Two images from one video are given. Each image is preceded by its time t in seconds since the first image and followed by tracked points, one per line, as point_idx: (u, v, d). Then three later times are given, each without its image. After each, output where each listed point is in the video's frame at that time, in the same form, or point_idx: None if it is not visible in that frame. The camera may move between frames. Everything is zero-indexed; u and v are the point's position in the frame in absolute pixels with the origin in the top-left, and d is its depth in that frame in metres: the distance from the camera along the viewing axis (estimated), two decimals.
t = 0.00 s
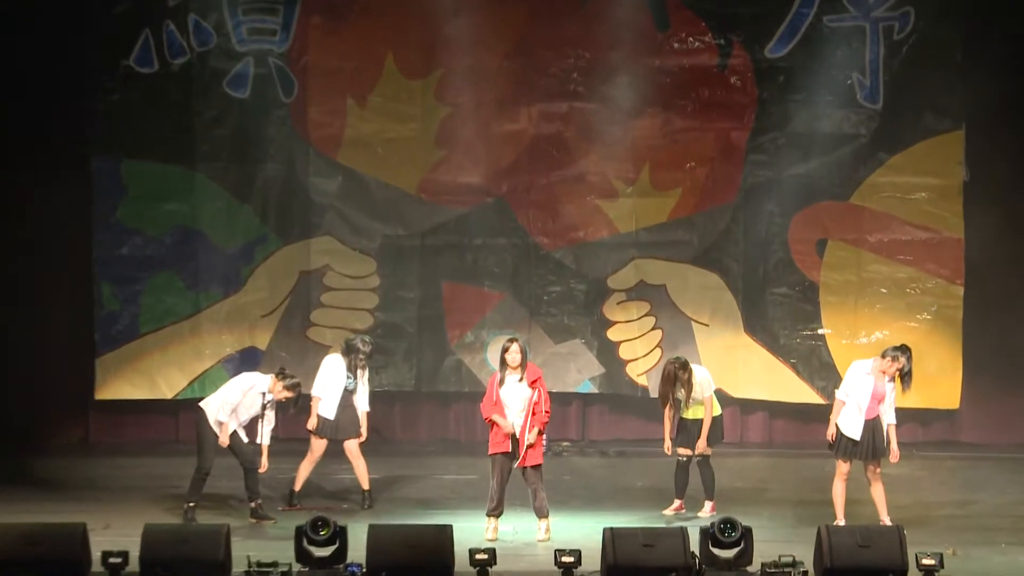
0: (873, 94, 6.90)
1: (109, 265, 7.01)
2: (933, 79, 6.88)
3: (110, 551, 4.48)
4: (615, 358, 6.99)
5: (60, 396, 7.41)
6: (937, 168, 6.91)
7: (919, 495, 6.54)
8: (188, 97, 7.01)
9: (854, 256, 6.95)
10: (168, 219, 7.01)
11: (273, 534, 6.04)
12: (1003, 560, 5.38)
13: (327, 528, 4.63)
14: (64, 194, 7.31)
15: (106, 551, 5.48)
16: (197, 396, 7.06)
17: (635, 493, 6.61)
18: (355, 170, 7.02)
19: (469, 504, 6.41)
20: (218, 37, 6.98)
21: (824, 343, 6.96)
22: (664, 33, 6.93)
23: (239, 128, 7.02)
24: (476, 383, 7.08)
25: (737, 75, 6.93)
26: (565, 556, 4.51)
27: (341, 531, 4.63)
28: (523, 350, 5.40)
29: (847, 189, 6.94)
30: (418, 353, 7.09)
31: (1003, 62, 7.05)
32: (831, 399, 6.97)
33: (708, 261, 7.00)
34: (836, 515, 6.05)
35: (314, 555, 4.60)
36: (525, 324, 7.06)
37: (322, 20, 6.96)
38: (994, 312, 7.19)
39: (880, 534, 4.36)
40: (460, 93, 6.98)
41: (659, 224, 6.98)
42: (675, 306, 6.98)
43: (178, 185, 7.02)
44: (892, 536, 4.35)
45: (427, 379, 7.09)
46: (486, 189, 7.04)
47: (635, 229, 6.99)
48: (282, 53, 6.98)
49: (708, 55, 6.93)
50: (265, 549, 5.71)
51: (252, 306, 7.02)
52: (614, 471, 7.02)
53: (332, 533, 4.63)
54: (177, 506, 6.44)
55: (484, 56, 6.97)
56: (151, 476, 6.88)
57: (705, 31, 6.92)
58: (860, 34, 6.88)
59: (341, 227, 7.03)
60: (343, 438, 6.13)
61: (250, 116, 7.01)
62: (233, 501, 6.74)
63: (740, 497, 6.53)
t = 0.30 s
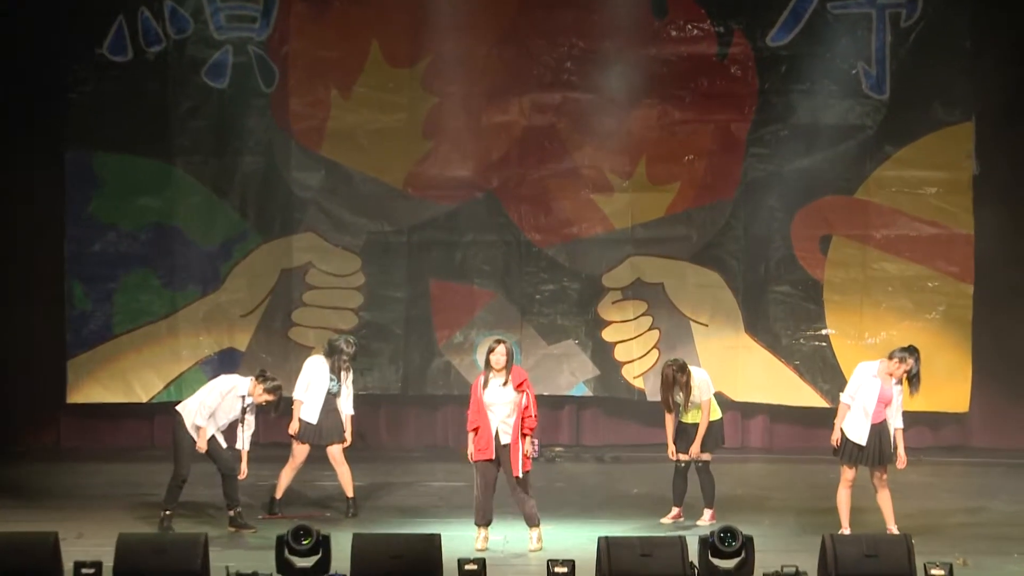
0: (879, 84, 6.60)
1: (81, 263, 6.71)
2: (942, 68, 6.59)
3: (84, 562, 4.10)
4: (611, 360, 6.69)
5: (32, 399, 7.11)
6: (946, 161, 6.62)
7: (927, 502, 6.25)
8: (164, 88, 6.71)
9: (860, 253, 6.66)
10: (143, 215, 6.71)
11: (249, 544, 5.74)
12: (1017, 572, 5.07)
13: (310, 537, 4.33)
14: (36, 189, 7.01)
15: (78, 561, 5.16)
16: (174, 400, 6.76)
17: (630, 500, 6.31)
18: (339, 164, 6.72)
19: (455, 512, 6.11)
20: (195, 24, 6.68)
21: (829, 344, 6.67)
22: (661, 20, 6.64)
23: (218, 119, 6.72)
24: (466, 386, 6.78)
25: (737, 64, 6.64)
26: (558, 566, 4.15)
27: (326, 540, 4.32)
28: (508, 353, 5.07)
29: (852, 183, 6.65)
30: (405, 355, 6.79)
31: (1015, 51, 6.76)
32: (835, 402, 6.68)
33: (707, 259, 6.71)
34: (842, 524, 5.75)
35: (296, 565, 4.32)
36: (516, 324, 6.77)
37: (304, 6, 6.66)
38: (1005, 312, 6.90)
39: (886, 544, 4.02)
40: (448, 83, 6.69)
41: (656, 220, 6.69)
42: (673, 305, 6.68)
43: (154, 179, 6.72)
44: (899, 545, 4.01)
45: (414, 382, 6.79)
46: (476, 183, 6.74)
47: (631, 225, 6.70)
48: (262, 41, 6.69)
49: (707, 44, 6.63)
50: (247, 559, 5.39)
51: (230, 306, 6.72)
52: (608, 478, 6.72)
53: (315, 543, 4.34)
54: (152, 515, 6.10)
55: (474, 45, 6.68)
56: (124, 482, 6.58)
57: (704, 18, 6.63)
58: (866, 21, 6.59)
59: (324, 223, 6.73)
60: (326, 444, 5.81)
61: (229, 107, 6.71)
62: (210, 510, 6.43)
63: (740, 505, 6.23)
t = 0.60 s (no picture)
0: (893, 70, 6.28)
1: (53, 259, 6.38)
2: (959, 54, 6.28)
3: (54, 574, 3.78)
4: (611, 360, 6.37)
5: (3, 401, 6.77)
6: (963, 152, 6.31)
7: (942, 510, 5.92)
8: (141, 75, 6.38)
9: (873, 248, 6.34)
10: (119, 208, 6.38)
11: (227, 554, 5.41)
12: None
13: (294, 548, 3.97)
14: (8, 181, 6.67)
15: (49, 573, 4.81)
16: (152, 403, 6.42)
17: (630, 508, 5.98)
18: (325, 155, 6.39)
19: (444, 521, 5.77)
20: (174, 7, 6.36)
21: (840, 343, 6.35)
22: (664, 4, 6.32)
23: (197, 108, 6.39)
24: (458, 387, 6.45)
25: (744, 50, 6.31)
26: None
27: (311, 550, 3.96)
28: (498, 352, 4.73)
29: (864, 175, 6.33)
30: (394, 355, 6.46)
31: None
32: (847, 405, 6.35)
33: (712, 254, 6.38)
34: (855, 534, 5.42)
35: None
36: (512, 322, 6.44)
37: None
38: None
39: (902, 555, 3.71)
40: (440, 70, 6.36)
41: (658, 213, 6.37)
42: (677, 302, 6.36)
43: (130, 171, 6.39)
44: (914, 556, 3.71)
45: (404, 384, 6.46)
46: (469, 175, 6.42)
47: (632, 219, 6.37)
48: (244, 25, 6.36)
49: (712, 28, 6.31)
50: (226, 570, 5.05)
51: (211, 304, 6.39)
52: (608, 485, 6.39)
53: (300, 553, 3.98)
54: (129, 523, 5.75)
55: (467, 30, 6.35)
56: (98, 489, 6.25)
57: (708, 2, 6.31)
58: (879, 4, 6.26)
59: (310, 216, 6.41)
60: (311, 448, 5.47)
61: (209, 95, 6.38)
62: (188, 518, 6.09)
63: (746, 513, 5.90)
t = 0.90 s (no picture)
0: (912, 49, 5.97)
1: (28, 247, 6.07)
2: (981, 32, 5.96)
3: None
4: (615, 354, 6.06)
5: None
6: (986, 135, 5.99)
7: (963, 511, 5.61)
8: (121, 54, 6.07)
9: (891, 236, 6.03)
10: (97, 194, 6.07)
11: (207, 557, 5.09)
12: None
13: (282, 551, 3.69)
14: None
15: None
16: (132, 399, 6.11)
17: (634, 510, 5.67)
18: (315, 138, 6.08)
19: (438, 522, 5.46)
20: None
21: (856, 336, 6.04)
22: None
23: (180, 88, 6.07)
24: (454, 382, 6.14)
25: (755, 27, 6.00)
26: None
27: (300, 553, 3.67)
28: (501, 345, 4.46)
29: (881, 159, 6.02)
30: (387, 349, 6.15)
31: None
32: (863, 401, 6.04)
33: (721, 243, 6.07)
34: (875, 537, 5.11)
35: None
36: (511, 314, 6.13)
37: None
38: None
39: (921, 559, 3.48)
40: (435, 49, 6.05)
41: (665, 199, 6.05)
42: (685, 293, 6.05)
43: (109, 155, 6.07)
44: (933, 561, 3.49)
45: (398, 379, 6.15)
46: (466, 159, 6.10)
47: (638, 205, 6.06)
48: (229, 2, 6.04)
49: (721, 5, 6.00)
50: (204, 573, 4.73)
51: (194, 295, 6.08)
52: (611, 485, 6.08)
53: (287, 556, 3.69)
54: (106, 525, 5.44)
55: (463, 7, 6.03)
56: (75, 488, 5.94)
57: None
58: None
59: (298, 203, 6.09)
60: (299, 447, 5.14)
61: (192, 75, 6.06)
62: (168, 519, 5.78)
63: (757, 514, 5.59)
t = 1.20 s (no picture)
0: (927, 25, 5.74)
1: (9, 232, 5.84)
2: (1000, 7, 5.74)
3: None
4: (620, 343, 5.84)
5: None
6: (1005, 115, 5.77)
7: (981, 505, 5.39)
8: (106, 30, 5.84)
9: (905, 220, 5.81)
10: (81, 176, 5.84)
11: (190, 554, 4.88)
12: None
13: (274, 546, 3.44)
14: None
15: None
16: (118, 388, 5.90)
17: (639, 503, 5.45)
18: (307, 118, 5.85)
19: (433, 517, 5.24)
20: None
21: (869, 324, 5.82)
22: None
23: (167, 66, 5.84)
24: (452, 372, 5.92)
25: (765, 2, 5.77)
26: None
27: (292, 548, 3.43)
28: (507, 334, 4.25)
29: (896, 140, 5.79)
30: (383, 337, 5.93)
31: None
32: (876, 391, 5.83)
33: (729, 227, 5.85)
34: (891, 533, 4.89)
35: None
36: (511, 301, 5.91)
37: None
38: None
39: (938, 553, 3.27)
40: (432, 25, 5.82)
41: (671, 182, 5.83)
42: (692, 280, 5.83)
43: (93, 136, 5.85)
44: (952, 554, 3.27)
45: (394, 368, 5.93)
46: (464, 140, 5.87)
47: (642, 188, 5.83)
48: None
49: None
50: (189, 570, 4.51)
51: (182, 281, 5.86)
52: (614, 478, 5.87)
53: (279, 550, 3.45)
54: (88, 519, 5.22)
55: None
56: (59, 481, 5.72)
57: None
58: None
59: (290, 185, 5.87)
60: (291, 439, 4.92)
61: (179, 52, 5.83)
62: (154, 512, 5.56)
63: (766, 509, 5.37)
